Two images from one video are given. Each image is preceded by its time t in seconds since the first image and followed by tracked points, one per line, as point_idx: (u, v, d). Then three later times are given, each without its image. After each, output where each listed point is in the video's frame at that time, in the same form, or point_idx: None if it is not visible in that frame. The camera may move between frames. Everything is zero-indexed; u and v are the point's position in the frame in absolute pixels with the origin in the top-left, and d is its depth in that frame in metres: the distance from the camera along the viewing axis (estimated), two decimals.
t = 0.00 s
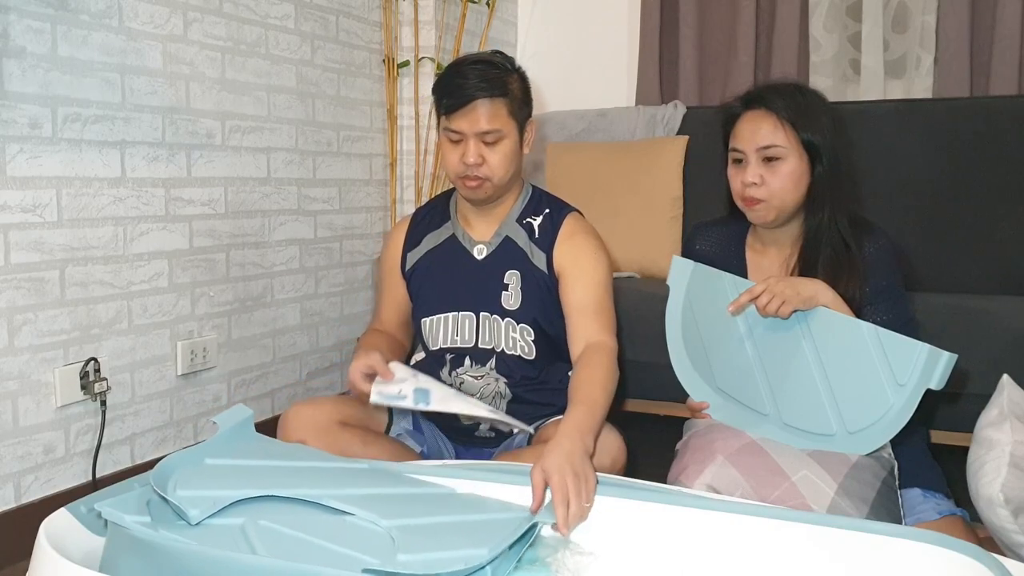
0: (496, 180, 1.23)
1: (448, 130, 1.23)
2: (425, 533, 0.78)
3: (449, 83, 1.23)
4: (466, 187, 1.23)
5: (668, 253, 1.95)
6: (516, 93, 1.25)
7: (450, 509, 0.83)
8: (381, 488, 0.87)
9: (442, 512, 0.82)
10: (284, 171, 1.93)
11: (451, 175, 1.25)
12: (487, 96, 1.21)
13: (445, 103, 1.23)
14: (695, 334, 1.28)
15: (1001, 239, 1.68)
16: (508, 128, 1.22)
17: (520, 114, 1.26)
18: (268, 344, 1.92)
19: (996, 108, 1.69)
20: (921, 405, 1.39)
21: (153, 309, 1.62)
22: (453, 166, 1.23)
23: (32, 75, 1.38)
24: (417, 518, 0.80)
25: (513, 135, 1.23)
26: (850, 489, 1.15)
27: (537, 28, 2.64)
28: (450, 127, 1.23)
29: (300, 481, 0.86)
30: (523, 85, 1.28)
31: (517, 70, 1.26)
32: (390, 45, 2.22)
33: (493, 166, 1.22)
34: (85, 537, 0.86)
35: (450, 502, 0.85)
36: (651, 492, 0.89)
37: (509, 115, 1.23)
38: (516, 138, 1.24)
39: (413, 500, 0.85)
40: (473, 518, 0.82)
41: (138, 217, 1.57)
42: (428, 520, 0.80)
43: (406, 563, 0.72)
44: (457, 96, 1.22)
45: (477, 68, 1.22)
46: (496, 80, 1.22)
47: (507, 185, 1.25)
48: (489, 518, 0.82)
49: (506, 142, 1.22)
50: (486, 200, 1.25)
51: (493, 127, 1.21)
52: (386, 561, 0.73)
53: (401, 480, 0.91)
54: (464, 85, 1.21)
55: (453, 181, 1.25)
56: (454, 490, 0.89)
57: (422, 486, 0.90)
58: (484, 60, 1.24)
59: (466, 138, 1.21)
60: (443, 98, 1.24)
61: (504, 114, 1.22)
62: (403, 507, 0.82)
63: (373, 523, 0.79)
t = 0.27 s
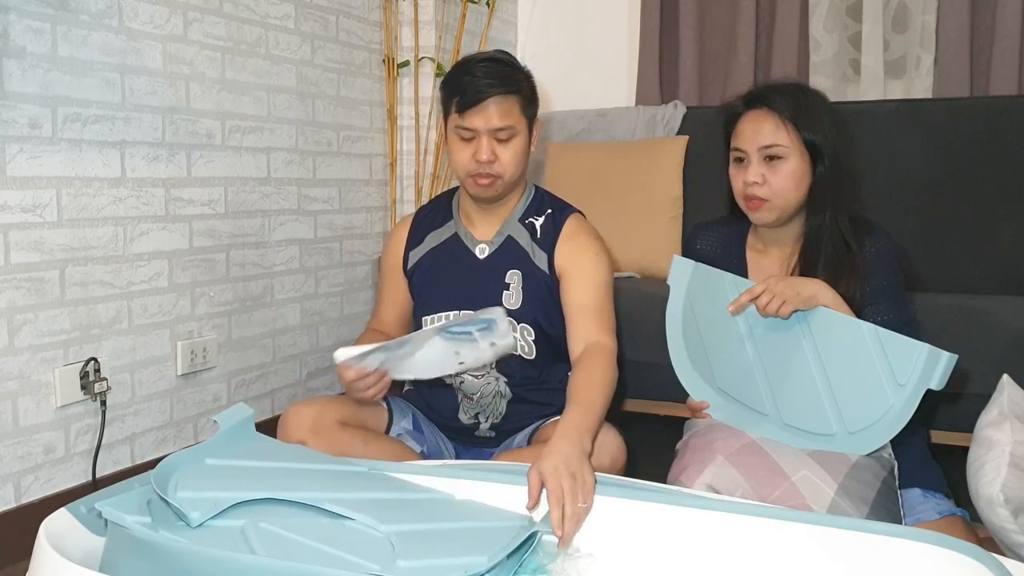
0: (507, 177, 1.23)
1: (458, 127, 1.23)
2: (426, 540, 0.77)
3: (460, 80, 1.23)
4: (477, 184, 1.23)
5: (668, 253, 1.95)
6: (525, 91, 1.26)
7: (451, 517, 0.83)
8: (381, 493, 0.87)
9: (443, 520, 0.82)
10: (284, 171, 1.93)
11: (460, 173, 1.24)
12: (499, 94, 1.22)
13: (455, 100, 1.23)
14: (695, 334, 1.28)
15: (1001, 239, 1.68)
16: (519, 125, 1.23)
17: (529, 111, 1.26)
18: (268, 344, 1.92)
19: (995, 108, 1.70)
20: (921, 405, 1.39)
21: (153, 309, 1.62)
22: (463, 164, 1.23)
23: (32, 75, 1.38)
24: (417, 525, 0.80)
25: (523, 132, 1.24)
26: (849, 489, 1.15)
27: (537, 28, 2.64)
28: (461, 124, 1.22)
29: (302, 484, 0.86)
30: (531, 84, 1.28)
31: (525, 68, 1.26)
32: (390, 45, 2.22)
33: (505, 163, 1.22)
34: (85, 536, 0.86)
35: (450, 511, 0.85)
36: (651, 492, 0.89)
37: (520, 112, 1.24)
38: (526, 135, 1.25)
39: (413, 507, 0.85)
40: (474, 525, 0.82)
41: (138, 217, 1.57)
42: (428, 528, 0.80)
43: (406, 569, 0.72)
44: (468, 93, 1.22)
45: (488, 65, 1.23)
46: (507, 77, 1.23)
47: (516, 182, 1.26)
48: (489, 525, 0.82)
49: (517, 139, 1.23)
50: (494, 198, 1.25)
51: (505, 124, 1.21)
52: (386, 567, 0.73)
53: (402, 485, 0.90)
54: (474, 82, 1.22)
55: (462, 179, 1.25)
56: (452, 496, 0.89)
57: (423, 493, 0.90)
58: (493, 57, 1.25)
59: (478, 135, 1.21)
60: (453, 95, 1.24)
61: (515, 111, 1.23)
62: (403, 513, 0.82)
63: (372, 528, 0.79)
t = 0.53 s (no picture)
0: (515, 176, 1.23)
1: (466, 127, 1.23)
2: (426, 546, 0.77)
3: (465, 80, 1.23)
4: (484, 184, 1.23)
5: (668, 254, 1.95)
6: (529, 90, 1.26)
7: (452, 523, 0.83)
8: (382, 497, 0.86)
9: (444, 525, 0.82)
10: (284, 171, 1.93)
11: (466, 174, 1.24)
12: (504, 93, 1.22)
13: (461, 101, 1.24)
14: (695, 333, 1.29)
15: (1001, 239, 1.68)
16: (526, 123, 1.24)
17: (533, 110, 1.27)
18: (268, 344, 1.92)
19: (995, 108, 1.70)
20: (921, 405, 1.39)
21: (153, 309, 1.62)
22: (471, 164, 1.23)
23: (32, 75, 1.38)
24: (417, 531, 0.80)
25: (530, 130, 1.25)
26: (850, 489, 1.14)
27: (537, 28, 2.64)
28: (468, 125, 1.22)
29: (303, 487, 0.86)
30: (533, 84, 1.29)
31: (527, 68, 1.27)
32: (390, 45, 2.22)
33: (513, 162, 1.22)
34: (85, 536, 0.86)
35: (450, 517, 0.85)
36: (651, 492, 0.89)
37: (526, 110, 1.24)
38: (532, 134, 1.26)
39: (413, 512, 0.85)
40: (475, 532, 0.82)
41: (138, 217, 1.57)
42: (428, 533, 0.80)
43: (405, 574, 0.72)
44: (473, 93, 1.22)
45: (492, 65, 1.23)
46: (511, 76, 1.23)
47: (522, 181, 1.26)
48: (491, 532, 0.82)
49: (524, 137, 1.24)
50: (500, 197, 1.25)
51: (513, 123, 1.22)
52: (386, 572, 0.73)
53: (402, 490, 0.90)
54: (479, 82, 1.22)
55: (467, 180, 1.24)
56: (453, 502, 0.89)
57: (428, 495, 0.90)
58: (496, 57, 1.25)
59: (487, 135, 1.21)
60: (458, 96, 1.24)
61: (521, 109, 1.24)
62: (404, 518, 0.82)
63: (373, 533, 0.79)
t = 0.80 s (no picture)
0: (518, 177, 1.23)
1: (470, 129, 1.22)
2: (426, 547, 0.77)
3: (465, 83, 1.23)
4: (488, 186, 1.23)
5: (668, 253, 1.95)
6: (530, 91, 1.26)
7: (453, 523, 0.83)
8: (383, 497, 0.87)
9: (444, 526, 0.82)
10: (284, 171, 1.93)
11: (469, 176, 1.24)
12: (506, 94, 1.22)
13: (462, 103, 1.24)
14: (692, 327, 1.31)
15: (1000, 239, 1.68)
16: (528, 123, 1.24)
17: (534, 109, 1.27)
18: (268, 344, 1.91)
19: (995, 108, 1.70)
20: (921, 406, 1.39)
21: (153, 309, 1.62)
22: (475, 166, 1.22)
23: (32, 75, 1.38)
24: (418, 531, 0.80)
25: (532, 131, 1.25)
26: (850, 489, 1.12)
27: (536, 27, 2.64)
28: (472, 127, 1.22)
29: (303, 487, 0.86)
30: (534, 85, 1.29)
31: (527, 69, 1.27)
32: (390, 45, 2.22)
33: (517, 164, 1.22)
34: (85, 536, 0.86)
35: (451, 518, 0.85)
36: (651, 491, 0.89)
37: (527, 111, 1.24)
38: (535, 134, 1.26)
39: (413, 513, 0.85)
40: (475, 533, 0.82)
41: (138, 217, 1.57)
42: (429, 533, 0.80)
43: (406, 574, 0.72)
44: (475, 95, 1.22)
45: (493, 67, 1.23)
46: (511, 76, 1.23)
47: (524, 182, 1.26)
48: (491, 534, 0.82)
49: (527, 138, 1.24)
50: (503, 198, 1.25)
51: (517, 124, 1.22)
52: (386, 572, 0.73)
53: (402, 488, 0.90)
54: (480, 84, 1.22)
55: (471, 182, 1.24)
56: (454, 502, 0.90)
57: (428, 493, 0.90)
58: (498, 59, 1.25)
59: (491, 137, 1.21)
60: (459, 97, 1.24)
61: (524, 110, 1.24)
62: (404, 518, 0.82)
63: (373, 533, 0.79)
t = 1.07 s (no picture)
0: (519, 179, 1.23)
1: (471, 131, 1.22)
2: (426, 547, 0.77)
3: (466, 85, 1.23)
4: (490, 187, 1.23)
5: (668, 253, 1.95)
6: (531, 92, 1.26)
7: (452, 523, 0.83)
8: (382, 499, 0.86)
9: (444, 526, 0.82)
10: (284, 171, 1.93)
11: (470, 177, 1.24)
12: (506, 96, 1.22)
13: (462, 104, 1.24)
14: (693, 325, 1.31)
15: (1000, 238, 1.69)
16: (529, 124, 1.24)
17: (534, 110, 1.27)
18: (268, 344, 1.91)
19: (995, 108, 1.70)
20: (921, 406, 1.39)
21: (153, 309, 1.62)
22: (475, 167, 1.23)
23: (32, 75, 1.38)
24: (417, 531, 0.80)
25: (533, 132, 1.25)
26: (850, 489, 1.12)
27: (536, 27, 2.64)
28: (473, 129, 1.22)
29: (303, 487, 0.86)
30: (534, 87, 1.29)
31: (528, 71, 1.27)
32: (390, 45, 2.22)
33: (518, 164, 1.22)
34: (85, 536, 0.86)
35: (451, 518, 0.85)
36: (651, 492, 0.89)
37: (529, 113, 1.25)
38: (535, 135, 1.26)
39: (414, 514, 0.84)
40: (474, 532, 0.81)
41: (137, 217, 1.57)
42: (428, 533, 0.80)
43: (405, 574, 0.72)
44: (476, 97, 1.22)
45: (493, 69, 1.23)
46: (512, 78, 1.23)
47: (524, 183, 1.26)
48: (491, 534, 0.82)
49: (528, 140, 1.24)
50: (505, 198, 1.25)
51: (518, 125, 1.22)
52: (386, 572, 0.73)
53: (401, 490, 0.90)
54: (480, 85, 1.22)
55: (473, 184, 1.24)
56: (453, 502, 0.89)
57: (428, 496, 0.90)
58: (498, 61, 1.26)
59: (493, 139, 1.21)
60: (460, 99, 1.24)
61: (525, 111, 1.24)
62: (404, 519, 0.82)
63: (373, 533, 0.78)
